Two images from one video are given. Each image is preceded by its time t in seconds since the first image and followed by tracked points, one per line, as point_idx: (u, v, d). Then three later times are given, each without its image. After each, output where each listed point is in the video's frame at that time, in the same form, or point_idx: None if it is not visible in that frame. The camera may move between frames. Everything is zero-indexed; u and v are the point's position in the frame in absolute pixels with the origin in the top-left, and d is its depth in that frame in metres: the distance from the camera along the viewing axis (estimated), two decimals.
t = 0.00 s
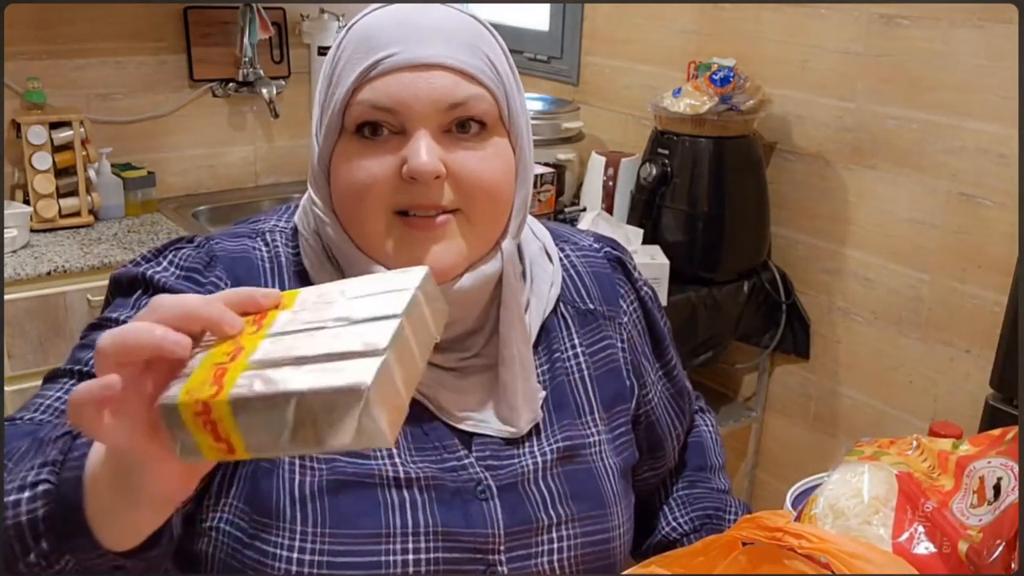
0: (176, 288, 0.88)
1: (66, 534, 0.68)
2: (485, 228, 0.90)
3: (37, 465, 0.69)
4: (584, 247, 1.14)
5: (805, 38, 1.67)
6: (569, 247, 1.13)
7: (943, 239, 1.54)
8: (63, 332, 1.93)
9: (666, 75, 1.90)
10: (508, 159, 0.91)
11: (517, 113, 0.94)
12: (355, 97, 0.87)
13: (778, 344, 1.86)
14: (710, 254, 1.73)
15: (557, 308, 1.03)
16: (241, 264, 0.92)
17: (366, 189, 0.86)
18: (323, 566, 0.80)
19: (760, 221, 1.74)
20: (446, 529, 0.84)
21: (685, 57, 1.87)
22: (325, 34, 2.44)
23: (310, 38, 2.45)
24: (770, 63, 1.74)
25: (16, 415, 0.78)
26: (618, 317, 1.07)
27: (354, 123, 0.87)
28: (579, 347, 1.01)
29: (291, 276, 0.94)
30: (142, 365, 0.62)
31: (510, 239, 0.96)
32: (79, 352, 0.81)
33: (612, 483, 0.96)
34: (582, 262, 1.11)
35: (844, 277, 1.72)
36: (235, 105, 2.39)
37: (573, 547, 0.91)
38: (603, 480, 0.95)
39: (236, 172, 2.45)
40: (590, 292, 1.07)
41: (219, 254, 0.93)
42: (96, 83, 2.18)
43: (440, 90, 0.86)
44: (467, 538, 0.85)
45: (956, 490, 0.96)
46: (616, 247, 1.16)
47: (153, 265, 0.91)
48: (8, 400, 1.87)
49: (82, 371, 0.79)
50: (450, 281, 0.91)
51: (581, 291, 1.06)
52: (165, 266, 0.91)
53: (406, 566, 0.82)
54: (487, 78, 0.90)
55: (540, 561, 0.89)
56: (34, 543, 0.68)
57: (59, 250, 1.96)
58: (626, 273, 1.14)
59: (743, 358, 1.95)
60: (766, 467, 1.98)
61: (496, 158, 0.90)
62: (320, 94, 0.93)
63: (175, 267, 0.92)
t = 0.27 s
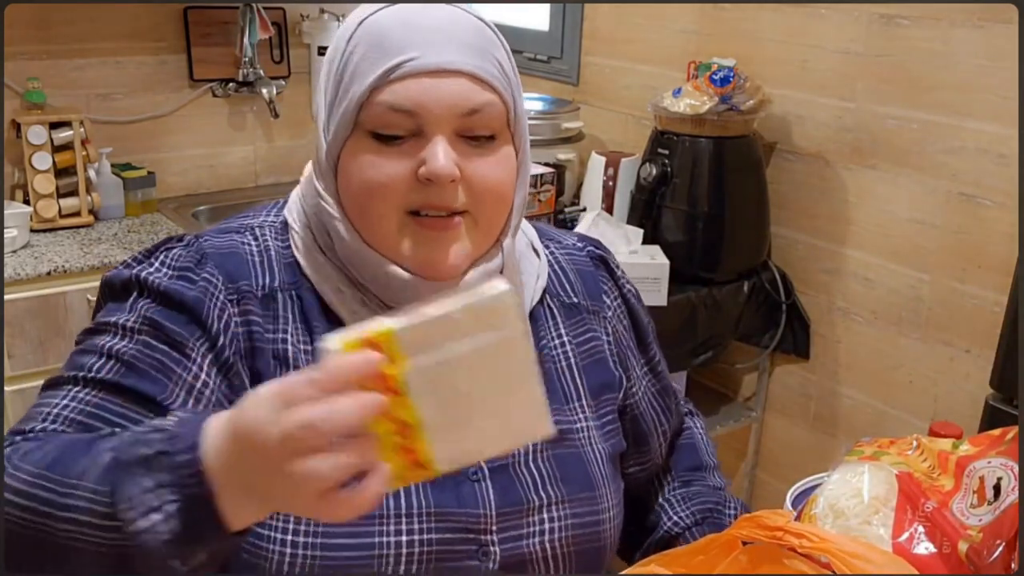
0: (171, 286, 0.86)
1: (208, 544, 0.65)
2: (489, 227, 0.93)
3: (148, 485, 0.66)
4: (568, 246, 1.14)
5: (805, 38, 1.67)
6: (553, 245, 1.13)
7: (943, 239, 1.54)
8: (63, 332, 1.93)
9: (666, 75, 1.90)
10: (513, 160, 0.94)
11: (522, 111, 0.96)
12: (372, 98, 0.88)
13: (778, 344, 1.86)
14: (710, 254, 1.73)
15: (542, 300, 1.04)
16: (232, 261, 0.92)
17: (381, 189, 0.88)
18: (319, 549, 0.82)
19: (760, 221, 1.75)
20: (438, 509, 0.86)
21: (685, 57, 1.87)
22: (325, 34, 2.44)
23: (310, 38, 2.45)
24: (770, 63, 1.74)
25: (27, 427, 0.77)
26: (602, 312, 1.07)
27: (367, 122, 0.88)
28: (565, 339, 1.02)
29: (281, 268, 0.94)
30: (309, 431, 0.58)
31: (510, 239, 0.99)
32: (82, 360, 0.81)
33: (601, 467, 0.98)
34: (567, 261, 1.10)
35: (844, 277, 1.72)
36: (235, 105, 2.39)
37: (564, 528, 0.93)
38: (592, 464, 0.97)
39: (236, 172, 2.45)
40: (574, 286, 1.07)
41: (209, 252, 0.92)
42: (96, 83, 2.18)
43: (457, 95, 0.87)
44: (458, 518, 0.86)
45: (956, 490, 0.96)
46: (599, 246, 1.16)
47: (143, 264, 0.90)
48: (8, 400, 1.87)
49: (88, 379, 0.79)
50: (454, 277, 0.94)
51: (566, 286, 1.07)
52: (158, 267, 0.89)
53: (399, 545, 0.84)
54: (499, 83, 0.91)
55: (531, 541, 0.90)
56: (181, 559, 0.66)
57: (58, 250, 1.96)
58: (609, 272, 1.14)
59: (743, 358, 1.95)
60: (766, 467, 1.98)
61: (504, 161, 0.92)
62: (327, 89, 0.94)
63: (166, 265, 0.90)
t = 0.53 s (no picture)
0: (174, 267, 0.89)
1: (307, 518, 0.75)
2: (482, 215, 0.98)
3: (268, 475, 0.75)
4: (539, 231, 1.16)
5: (805, 38, 1.67)
6: (525, 231, 1.15)
7: (943, 239, 1.54)
8: (63, 332, 1.93)
9: (666, 75, 1.90)
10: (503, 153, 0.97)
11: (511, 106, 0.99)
12: (379, 96, 0.90)
13: (778, 344, 1.86)
14: (710, 254, 1.74)
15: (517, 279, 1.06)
16: (224, 240, 0.95)
17: (387, 184, 0.91)
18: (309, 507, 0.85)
19: (760, 222, 1.74)
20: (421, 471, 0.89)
21: (686, 57, 1.87)
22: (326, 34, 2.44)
23: (310, 38, 2.44)
24: (770, 63, 1.74)
25: (80, 422, 0.81)
26: (575, 285, 1.09)
27: (372, 118, 0.91)
28: (541, 315, 1.04)
29: (269, 244, 0.97)
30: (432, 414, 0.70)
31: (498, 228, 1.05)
32: (102, 347, 0.84)
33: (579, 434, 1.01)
34: (538, 245, 1.12)
35: (844, 277, 1.72)
36: (235, 105, 2.39)
37: (545, 492, 0.96)
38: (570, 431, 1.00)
39: (236, 172, 2.45)
40: (546, 264, 1.09)
41: (201, 233, 0.95)
42: (96, 83, 2.18)
43: (462, 94, 0.90)
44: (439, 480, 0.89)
45: (956, 490, 0.96)
46: (569, 229, 1.18)
47: (138, 251, 0.92)
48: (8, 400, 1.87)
49: (115, 367, 0.82)
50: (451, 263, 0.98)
51: (538, 265, 1.09)
52: (154, 251, 0.92)
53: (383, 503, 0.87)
54: (493, 80, 0.94)
55: (515, 506, 0.94)
56: (280, 537, 0.75)
57: (58, 250, 1.96)
58: (581, 251, 1.16)
59: (743, 358, 1.93)
60: (766, 467, 1.98)
61: (498, 154, 0.96)
62: (328, 84, 0.96)
63: (161, 249, 0.92)
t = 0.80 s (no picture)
0: (149, 254, 0.90)
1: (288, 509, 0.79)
2: (450, 214, 0.97)
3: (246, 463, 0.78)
4: (515, 220, 1.15)
5: (805, 38, 1.67)
6: (501, 220, 1.15)
7: (944, 239, 1.54)
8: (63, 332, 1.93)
9: (666, 75, 1.90)
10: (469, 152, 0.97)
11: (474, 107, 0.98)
12: (342, 104, 0.89)
13: (778, 344, 1.86)
14: (710, 254, 1.74)
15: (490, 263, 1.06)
16: (200, 228, 0.96)
17: (353, 190, 0.90)
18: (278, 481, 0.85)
19: (760, 222, 1.74)
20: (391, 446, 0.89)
21: (685, 56, 1.87)
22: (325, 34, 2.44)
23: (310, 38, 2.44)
24: (770, 63, 1.74)
25: (59, 414, 0.83)
26: (549, 271, 1.09)
27: (335, 125, 0.90)
28: (515, 298, 1.04)
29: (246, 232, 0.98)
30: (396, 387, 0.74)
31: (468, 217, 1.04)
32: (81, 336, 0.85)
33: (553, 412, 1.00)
34: (513, 232, 1.12)
35: (844, 277, 1.72)
36: (235, 105, 2.39)
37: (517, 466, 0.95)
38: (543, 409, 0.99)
39: (236, 172, 2.45)
40: (520, 249, 1.09)
41: (178, 222, 0.96)
42: (96, 83, 2.18)
43: (424, 99, 0.89)
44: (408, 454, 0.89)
45: (955, 490, 0.96)
46: (547, 217, 1.18)
47: (116, 241, 0.94)
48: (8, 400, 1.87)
49: (93, 356, 0.84)
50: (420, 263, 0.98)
51: (512, 249, 1.09)
52: (132, 242, 0.93)
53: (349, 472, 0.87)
54: (457, 83, 0.93)
55: (485, 478, 0.94)
56: (262, 528, 0.79)
57: (58, 250, 1.96)
58: (558, 238, 1.16)
59: (743, 358, 1.95)
60: (766, 467, 1.98)
61: (463, 155, 0.95)
62: (291, 90, 0.94)
63: (139, 239, 0.94)
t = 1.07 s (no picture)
0: (138, 248, 0.90)
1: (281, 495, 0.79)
2: (432, 207, 0.97)
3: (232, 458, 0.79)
4: (501, 211, 1.16)
5: (805, 38, 1.67)
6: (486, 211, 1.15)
7: (944, 239, 1.54)
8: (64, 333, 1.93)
9: (666, 75, 1.90)
10: (449, 146, 0.97)
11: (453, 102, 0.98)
12: (322, 102, 0.88)
13: (778, 344, 1.86)
14: (710, 254, 1.74)
15: (475, 252, 1.06)
16: (188, 222, 0.96)
17: (335, 186, 0.90)
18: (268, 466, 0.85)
19: (760, 222, 1.74)
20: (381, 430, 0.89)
21: (685, 57, 1.87)
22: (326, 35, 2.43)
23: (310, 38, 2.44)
24: (770, 63, 1.74)
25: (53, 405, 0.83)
26: (533, 260, 1.10)
27: (316, 124, 0.90)
28: (500, 286, 1.05)
29: (234, 225, 0.98)
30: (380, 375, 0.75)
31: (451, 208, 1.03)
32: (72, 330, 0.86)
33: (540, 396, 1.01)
34: (498, 223, 1.12)
35: (844, 277, 1.72)
36: (235, 105, 2.39)
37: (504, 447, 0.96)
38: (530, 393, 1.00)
39: (236, 172, 2.45)
40: (504, 239, 1.10)
41: (166, 217, 0.96)
42: (96, 83, 2.18)
43: (402, 96, 0.89)
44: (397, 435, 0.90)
45: (954, 489, 0.95)
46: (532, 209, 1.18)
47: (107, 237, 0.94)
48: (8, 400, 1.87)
49: (85, 348, 0.85)
50: (404, 256, 0.98)
51: (496, 239, 1.09)
52: (121, 237, 0.94)
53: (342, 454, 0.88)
54: (434, 79, 0.93)
55: (473, 458, 0.94)
56: (253, 514, 0.80)
57: (58, 250, 1.96)
58: (543, 229, 1.16)
59: (743, 358, 1.95)
60: (766, 467, 1.98)
61: (444, 149, 0.95)
62: (274, 91, 0.94)
63: (128, 235, 0.94)
